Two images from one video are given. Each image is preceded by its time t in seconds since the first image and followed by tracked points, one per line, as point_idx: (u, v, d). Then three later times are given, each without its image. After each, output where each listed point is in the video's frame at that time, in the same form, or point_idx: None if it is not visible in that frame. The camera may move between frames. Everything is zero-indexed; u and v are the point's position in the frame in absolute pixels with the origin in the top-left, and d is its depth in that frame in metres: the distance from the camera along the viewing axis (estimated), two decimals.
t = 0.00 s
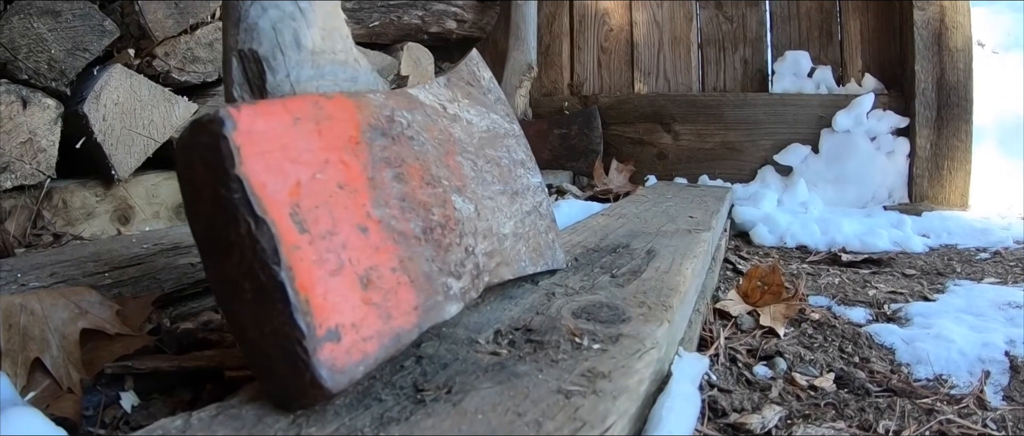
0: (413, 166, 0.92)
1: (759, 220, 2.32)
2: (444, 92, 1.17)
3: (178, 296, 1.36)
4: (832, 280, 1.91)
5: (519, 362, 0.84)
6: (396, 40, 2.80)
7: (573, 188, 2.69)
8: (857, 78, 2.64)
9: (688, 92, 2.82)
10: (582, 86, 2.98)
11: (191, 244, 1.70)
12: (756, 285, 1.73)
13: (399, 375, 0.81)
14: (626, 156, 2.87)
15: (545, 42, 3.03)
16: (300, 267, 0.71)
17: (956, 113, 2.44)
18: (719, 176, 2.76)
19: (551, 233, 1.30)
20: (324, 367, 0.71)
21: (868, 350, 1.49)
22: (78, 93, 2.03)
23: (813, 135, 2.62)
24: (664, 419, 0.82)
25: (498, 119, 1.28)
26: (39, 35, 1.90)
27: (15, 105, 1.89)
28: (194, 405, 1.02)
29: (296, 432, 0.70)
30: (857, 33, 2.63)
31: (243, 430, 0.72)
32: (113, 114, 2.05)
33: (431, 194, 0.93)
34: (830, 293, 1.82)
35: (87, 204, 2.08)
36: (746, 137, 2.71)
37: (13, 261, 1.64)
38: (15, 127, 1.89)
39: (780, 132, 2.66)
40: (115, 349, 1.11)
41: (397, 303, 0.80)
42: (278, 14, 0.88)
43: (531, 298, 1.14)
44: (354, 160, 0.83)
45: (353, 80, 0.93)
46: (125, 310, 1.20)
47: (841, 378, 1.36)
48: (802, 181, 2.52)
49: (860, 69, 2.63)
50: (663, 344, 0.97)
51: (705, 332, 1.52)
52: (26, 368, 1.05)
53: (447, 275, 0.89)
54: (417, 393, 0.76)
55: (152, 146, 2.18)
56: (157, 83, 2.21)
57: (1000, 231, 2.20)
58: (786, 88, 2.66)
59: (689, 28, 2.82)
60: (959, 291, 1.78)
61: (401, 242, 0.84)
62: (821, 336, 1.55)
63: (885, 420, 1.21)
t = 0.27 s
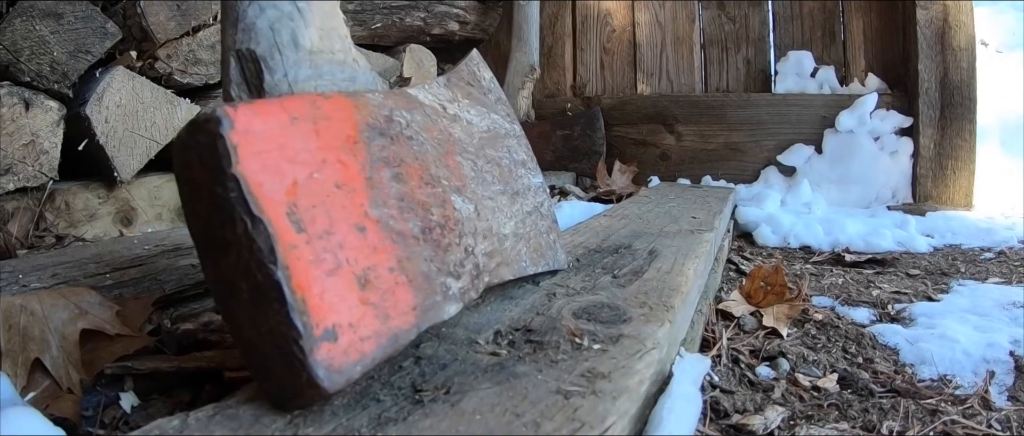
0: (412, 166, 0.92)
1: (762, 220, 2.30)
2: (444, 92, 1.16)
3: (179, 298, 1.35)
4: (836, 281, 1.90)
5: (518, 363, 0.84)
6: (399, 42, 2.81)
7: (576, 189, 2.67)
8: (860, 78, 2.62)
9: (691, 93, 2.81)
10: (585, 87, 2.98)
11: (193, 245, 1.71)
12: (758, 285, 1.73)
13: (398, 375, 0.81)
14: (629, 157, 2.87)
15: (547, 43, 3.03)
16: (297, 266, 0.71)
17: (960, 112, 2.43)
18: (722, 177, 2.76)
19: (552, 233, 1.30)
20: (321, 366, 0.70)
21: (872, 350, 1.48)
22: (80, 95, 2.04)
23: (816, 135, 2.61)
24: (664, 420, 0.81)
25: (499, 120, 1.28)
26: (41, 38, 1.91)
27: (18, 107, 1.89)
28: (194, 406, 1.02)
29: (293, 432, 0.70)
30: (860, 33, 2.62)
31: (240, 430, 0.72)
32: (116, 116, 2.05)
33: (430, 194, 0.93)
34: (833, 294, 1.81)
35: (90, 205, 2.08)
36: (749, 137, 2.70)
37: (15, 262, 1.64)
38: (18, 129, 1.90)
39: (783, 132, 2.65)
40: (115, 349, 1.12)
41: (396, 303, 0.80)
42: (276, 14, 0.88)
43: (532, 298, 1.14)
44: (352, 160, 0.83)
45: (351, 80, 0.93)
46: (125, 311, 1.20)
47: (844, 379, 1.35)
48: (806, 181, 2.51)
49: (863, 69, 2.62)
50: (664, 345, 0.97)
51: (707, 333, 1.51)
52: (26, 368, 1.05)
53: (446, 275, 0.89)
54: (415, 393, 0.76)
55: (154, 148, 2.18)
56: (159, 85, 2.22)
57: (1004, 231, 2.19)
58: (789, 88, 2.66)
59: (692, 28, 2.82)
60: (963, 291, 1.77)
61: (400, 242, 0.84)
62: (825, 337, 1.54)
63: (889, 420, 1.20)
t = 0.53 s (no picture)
0: (411, 166, 0.92)
1: (766, 220, 2.29)
2: (444, 91, 1.16)
3: (181, 298, 1.33)
4: (840, 281, 1.90)
5: (518, 363, 0.83)
6: (401, 44, 2.81)
7: (579, 190, 2.66)
8: (863, 78, 2.61)
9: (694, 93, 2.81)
10: (588, 88, 2.97)
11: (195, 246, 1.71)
12: (762, 286, 1.72)
13: (397, 376, 0.81)
14: (632, 157, 2.86)
15: (550, 44, 3.02)
16: (295, 265, 0.71)
17: (964, 111, 2.42)
18: (725, 177, 2.75)
19: (553, 234, 1.29)
20: (319, 366, 0.70)
21: (876, 350, 1.47)
22: (83, 97, 2.04)
23: (819, 135, 2.61)
24: (664, 420, 0.81)
25: (500, 120, 1.28)
26: (44, 40, 1.92)
27: (21, 109, 1.90)
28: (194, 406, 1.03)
29: (291, 432, 0.70)
30: (863, 32, 2.61)
31: (238, 430, 0.72)
32: (118, 118, 2.06)
33: (430, 193, 0.93)
34: (837, 294, 1.80)
35: (93, 207, 2.08)
36: (752, 137, 2.69)
37: (18, 264, 1.64)
38: (21, 131, 1.90)
39: (787, 132, 2.64)
40: (115, 349, 1.12)
41: (394, 303, 0.80)
42: (275, 14, 0.88)
43: (533, 298, 1.13)
44: (350, 159, 0.83)
45: (351, 80, 0.93)
46: (126, 311, 1.20)
47: (847, 379, 1.34)
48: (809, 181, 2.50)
49: (866, 69, 2.61)
50: (665, 345, 0.96)
51: (710, 334, 1.50)
52: (27, 369, 1.06)
53: (445, 275, 0.88)
54: (414, 393, 0.76)
55: (157, 150, 2.18)
56: (162, 87, 2.22)
57: (1009, 230, 2.18)
58: (793, 89, 2.66)
59: (695, 29, 2.81)
60: (968, 291, 1.76)
61: (399, 242, 0.83)
62: (828, 337, 1.53)
63: (893, 421, 1.19)
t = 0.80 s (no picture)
0: (411, 165, 0.91)
1: (770, 221, 2.28)
2: (444, 91, 1.16)
3: (183, 300, 1.32)
4: (844, 281, 1.88)
5: (518, 364, 0.83)
6: (404, 45, 2.81)
7: (582, 191, 2.65)
8: (867, 77, 2.60)
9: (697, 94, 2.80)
10: (591, 89, 2.97)
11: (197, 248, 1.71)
12: (766, 286, 1.71)
13: (397, 376, 0.81)
14: (636, 158, 2.85)
15: (554, 45, 3.02)
16: (292, 265, 0.71)
17: (968, 110, 2.40)
18: (729, 178, 2.74)
19: (555, 234, 1.29)
20: (317, 366, 0.70)
21: (881, 351, 1.46)
22: (86, 99, 2.05)
23: (823, 135, 2.59)
24: (667, 420, 0.80)
25: (501, 120, 1.27)
26: (47, 42, 1.93)
27: (24, 111, 1.91)
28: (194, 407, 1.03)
29: (289, 432, 0.70)
30: (866, 32, 2.60)
31: (237, 430, 0.72)
32: (121, 120, 2.06)
33: (430, 193, 0.92)
34: (842, 294, 1.79)
35: (96, 209, 2.09)
36: (756, 138, 2.68)
37: (20, 265, 1.65)
38: (24, 133, 1.91)
39: (791, 132, 2.63)
40: (115, 350, 1.11)
41: (393, 303, 0.79)
42: (274, 14, 0.88)
43: (535, 299, 1.13)
44: (350, 159, 0.83)
45: (350, 79, 0.92)
46: (126, 312, 1.19)
47: (852, 380, 1.33)
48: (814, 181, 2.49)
49: (870, 68, 2.60)
50: (667, 346, 0.95)
51: (714, 334, 1.49)
52: (27, 369, 1.06)
53: (445, 275, 0.88)
54: (414, 394, 0.76)
55: (160, 152, 2.18)
56: (165, 89, 2.23)
57: (1014, 230, 2.16)
58: (796, 89, 2.64)
59: (698, 29, 2.80)
60: (973, 291, 1.75)
61: (398, 242, 0.83)
62: (833, 337, 1.52)
63: (898, 422, 1.18)
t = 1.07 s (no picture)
0: (409, 165, 0.91)
1: (774, 221, 2.27)
2: (443, 91, 1.15)
3: (183, 301, 1.32)
4: (849, 282, 1.87)
5: (517, 365, 0.82)
6: (407, 47, 2.81)
7: (585, 192, 2.65)
8: (871, 76, 2.58)
9: (701, 94, 2.79)
10: (595, 90, 2.96)
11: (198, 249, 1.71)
12: (770, 287, 1.70)
13: (394, 378, 0.81)
14: (639, 159, 2.85)
15: (556, 46, 3.01)
16: (286, 264, 0.70)
17: (972, 110, 2.39)
18: (733, 178, 2.72)
19: (556, 235, 1.28)
20: (310, 367, 0.69)
21: (885, 352, 1.45)
22: (88, 102, 2.06)
23: (827, 135, 2.58)
24: (668, 423, 0.79)
25: (501, 120, 1.27)
26: (49, 45, 1.93)
27: (26, 114, 1.91)
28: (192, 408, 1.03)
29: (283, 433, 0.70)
30: (870, 31, 2.58)
31: (231, 431, 0.72)
32: (123, 122, 2.07)
33: (428, 193, 0.92)
34: (846, 295, 1.77)
35: (98, 211, 2.08)
36: (760, 138, 2.67)
37: (21, 266, 1.65)
38: (26, 135, 1.92)
39: (794, 133, 2.62)
40: (114, 351, 1.11)
41: (389, 304, 0.79)
42: (270, 14, 0.88)
43: (536, 300, 1.12)
44: (345, 159, 0.82)
45: (347, 79, 0.92)
46: (125, 314, 1.19)
47: (857, 381, 1.32)
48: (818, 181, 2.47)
49: (874, 67, 2.58)
50: (669, 347, 0.94)
51: (717, 335, 1.48)
52: (26, 370, 1.06)
53: (443, 275, 0.87)
54: (410, 396, 0.75)
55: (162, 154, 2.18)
56: (167, 91, 2.23)
57: (1020, 230, 2.14)
58: (799, 89, 2.63)
59: (701, 29, 2.79)
60: (978, 291, 1.73)
61: (395, 242, 0.83)
62: (837, 338, 1.51)
63: (903, 423, 1.17)
